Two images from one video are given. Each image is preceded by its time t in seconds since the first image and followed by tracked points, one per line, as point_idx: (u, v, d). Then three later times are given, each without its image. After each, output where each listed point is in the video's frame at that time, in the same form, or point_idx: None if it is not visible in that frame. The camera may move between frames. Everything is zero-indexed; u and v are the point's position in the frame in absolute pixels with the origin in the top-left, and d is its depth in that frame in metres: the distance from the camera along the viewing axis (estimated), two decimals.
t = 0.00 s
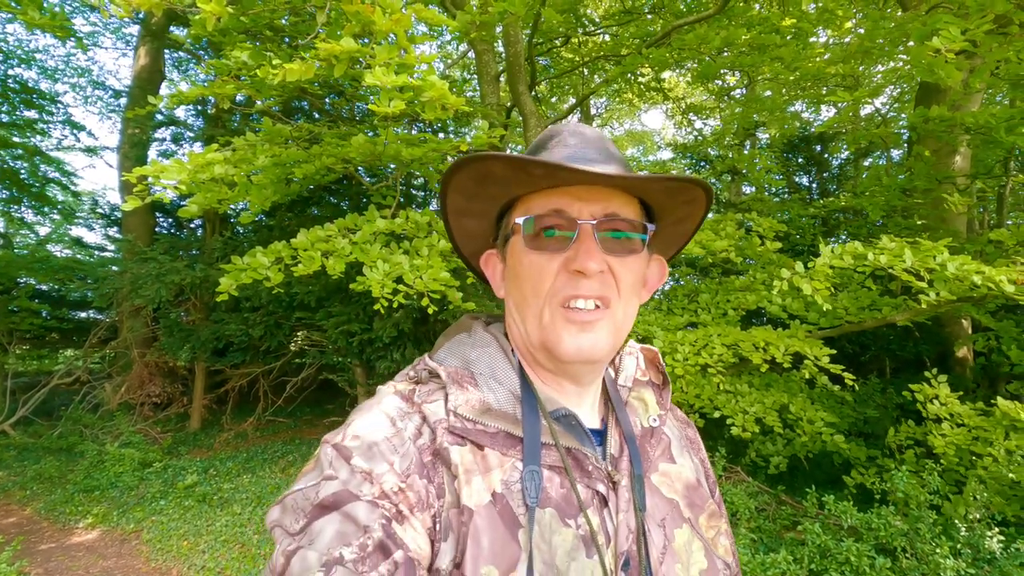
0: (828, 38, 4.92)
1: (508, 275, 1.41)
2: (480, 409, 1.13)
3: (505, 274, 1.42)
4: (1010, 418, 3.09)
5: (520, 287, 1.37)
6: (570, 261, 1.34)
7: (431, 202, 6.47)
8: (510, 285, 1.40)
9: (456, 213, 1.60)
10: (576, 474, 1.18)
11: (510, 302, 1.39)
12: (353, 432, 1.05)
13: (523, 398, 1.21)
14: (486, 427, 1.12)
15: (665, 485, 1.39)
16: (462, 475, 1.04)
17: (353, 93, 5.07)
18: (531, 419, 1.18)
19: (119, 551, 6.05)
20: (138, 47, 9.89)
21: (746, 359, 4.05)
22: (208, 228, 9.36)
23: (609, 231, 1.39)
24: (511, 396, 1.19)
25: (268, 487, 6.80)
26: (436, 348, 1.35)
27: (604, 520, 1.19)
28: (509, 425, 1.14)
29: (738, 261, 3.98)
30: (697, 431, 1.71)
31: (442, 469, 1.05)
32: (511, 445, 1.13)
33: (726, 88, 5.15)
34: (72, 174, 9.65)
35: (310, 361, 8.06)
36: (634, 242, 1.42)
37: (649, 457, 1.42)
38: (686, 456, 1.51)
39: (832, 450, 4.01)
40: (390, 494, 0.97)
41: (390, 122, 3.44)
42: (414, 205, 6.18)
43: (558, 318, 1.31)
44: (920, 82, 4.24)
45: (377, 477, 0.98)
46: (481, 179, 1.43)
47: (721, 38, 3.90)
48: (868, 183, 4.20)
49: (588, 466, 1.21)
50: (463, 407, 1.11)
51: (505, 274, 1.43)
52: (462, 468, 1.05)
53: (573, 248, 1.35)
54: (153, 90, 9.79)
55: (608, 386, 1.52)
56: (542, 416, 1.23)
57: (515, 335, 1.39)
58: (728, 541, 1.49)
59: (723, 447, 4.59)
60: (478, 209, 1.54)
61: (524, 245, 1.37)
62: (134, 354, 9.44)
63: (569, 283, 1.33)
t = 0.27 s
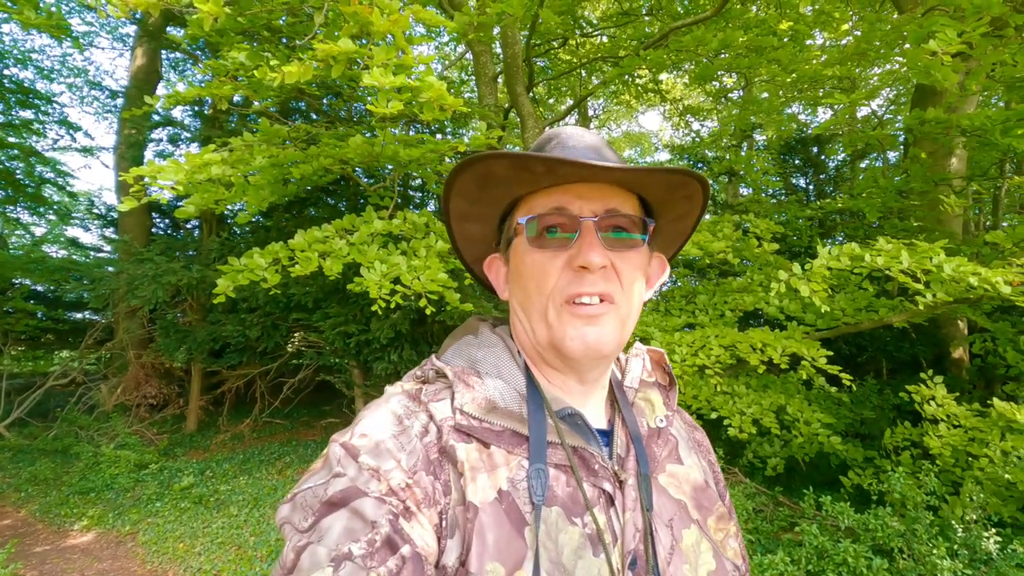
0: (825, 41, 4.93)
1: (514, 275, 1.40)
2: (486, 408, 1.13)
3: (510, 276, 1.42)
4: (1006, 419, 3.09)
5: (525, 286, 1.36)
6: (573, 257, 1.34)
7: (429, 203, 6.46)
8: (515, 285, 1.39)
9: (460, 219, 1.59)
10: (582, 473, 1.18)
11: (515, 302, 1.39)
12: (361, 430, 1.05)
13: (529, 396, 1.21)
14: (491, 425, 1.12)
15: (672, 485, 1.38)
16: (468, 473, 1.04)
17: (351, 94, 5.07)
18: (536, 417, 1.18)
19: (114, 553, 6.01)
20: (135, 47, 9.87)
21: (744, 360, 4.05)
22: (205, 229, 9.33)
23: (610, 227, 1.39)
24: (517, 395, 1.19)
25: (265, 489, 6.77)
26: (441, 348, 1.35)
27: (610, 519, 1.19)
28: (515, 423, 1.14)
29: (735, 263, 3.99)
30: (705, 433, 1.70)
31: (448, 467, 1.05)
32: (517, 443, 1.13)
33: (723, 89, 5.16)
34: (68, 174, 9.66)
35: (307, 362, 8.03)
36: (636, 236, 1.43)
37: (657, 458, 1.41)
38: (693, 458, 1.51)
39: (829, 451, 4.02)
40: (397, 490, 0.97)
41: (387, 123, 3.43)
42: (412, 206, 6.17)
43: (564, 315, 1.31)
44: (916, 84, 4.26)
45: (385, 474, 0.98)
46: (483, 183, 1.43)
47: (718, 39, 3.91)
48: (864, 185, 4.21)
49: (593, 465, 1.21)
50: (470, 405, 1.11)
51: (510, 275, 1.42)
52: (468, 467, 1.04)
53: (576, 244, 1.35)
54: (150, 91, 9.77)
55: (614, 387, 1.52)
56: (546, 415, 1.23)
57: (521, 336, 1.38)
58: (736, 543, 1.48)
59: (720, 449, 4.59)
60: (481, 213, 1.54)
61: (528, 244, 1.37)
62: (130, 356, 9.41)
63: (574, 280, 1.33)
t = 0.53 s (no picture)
0: (822, 42, 4.95)
1: (547, 277, 1.35)
2: (489, 413, 1.14)
3: (539, 278, 1.36)
4: (1002, 420, 3.11)
5: (566, 290, 1.33)
6: (618, 263, 1.34)
7: (427, 204, 6.46)
8: (550, 288, 1.34)
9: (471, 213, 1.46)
10: (586, 475, 1.19)
11: (550, 306, 1.34)
12: (365, 437, 1.05)
13: (531, 400, 1.21)
14: (494, 430, 1.12)
15: (675, 484, 1.39)
16: (472, 478, 1.04)
17: (349, 94, 5.07)
18: (539, 421, 1.19)
19: (111, 554, 6.00)
20: (133, 47, 9.85)
21: (741, 361, 4.06)
22: (202, 229, 9.31)
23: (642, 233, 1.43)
24: (519, 399, 1.19)
25: (262, 490, 6.76)
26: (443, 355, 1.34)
27: (615, 521, 1.19)
28: (518, 428, 1.15)
29: (732, 264, 4.00)
30: (708, 430, 1.71)
31: (452, 472, 1.05)
32: (520, 448, 1.13)
33: (721, 91, 5.17)
34: (65, 174, 9.63)
35: (304, 363, 8.03)
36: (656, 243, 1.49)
37: (661, 456, 1.42)
38: (696, 455, 1.51)
39: (826, 452, 4.03)
40: (402, 496, 0.98)
41: (385, 124, 3.43)
42: (410, 207, 6.17)
43: (612, 319, 1.31)
44: (912, 86, 4.28)
45: (389, 480, 0.98)
46: (523, 181, 1.34)
47: (716, 42, 3.92)
48: (861, 186, 4.22)
49: (597, 467, 1.22)
50: (472, 411, 1.12)
51: (540, 278, 1.36)
52: (472, 472, 1.05)
53: (619, 250, 1.36)
54: (148, 91, 9.75)
55: (615, 388, 1.52)
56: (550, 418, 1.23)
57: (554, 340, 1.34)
58: (741, 538, 1.49)
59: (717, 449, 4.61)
60: (497, 208, 1.43)
61: (569, 247, 1.34)
62: (127, 356, 9.38)
63: (618, 285, 1.34)
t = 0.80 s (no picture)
0: (820, 43, 4.96)
1: (567, 281, 1.33)
2: (488, 415, 1.14)
3: (557, 281, 1.34)
4: (999, 420, 3.12)
5: (587, 294, 1.32)
6: (638, 269, 1.35)
7: (426, 204, 6.46)
8: (570, 292, 1.33)
9: (488, 212, 1.39)
10: (586, 475, 1.19)
11: (569, 310, 1.33)
12: (364, 441, 1.05)
13: (530, 402, 1.21)
14: (494, 433, 1.12)
15: (674, 482, 1.39)
16: (472, 480, 1.04)
17: (347, 94, 5.06)
18: (538, 422, 1.19)
19: (108, 555, 5.98)
20: (130, 47, 9.83)
21: (739, 361, 4.07)
22: (200, 229, 9.30)
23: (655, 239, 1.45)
24: (518, 401, 1.20)
25: (260, 490, 6.75)
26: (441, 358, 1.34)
27: (616, 519, 1.19)
28: (518, 429, 1.15)
29: (730, 264, 4.00)
30: (704, 428, 1.71)
31: (453, 475, 1.05)
32: (521, 449, 1.13)
33: (719, 91, 5.17)
34: (62, 174, 9.59)
35: (303, 364, 8.02)
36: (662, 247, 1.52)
37: (659, 455, 1.42)
38: (695, 452, 1.52)
39: (824, 452, 4.04)
40: (403, 500, 0.98)
41: (384, 124, 3.43)
42: (408, 207, 6.16)
43: (630, 325, 1.32)
44: (910, 87, 4.28)
45: (390, 484, 0.98)
46: (551, 184, 1.31)
47: (714, 42, 3.92)
48: (859, 186, 4.22)
49: (597, 467, 1.22)
50: (471, 413, 1.12)
51: (560, 281, 1.34)
52: (472, 475, 1.05)
53: (638, 257, 1.37)
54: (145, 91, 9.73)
55: (613, 387, 1.52)
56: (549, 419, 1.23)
57: (570, 344, 1.33)
58: (739, 533, 1.49)
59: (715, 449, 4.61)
60: (517, 209, 1.37)
61: (591, 252, 1.34)
62: (125, 357, 9.36)
63: (635, 290, 1.35)
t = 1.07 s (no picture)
0: (818, 44, 4.97)
1: (559, 281, 1.33)
2: (488, 417, 1.14)
3: (549, 281, 1.34)
4: (997, 420, 3.12)
5: (579, 294, 1.32)
6: (629, 266, 1.36)
7: (425, 204, 6.48)
8: (562, 292, 1.33)
9: (478, 215, 1.39)
10: (586, 475, 1.19)
11: (563, 310, 1.33)
12: (364, 444, 1.05)
13: (529, 403, 1.21)
14: (494, 435, 1.12)
15: (673, 479, 1.39)
16: (473, 482, 1.04)
17: (346, 94, 5.06)
18: (537, 423, 1.19)
19: (106, 556, 5.97)
20: (128, 47, 9.81)
21: (737, 362, 4.08)
22: (199, 230, 9.29)
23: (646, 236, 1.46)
24: (518, 402, 1.20)
25: (259, 491, 6.74)
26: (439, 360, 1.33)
27: (616, 518, 1.19)
28: (518, 430, 1.15)
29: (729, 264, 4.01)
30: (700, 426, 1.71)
31: (453, 477, 1.05)
32: (521, 450, 1.13)
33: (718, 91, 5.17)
34: (60, 174, 9.57)
35: (301, 364, 8.01)
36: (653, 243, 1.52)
37: (657, 453, 1.42)
38: (691, 449, 1.52)
39: (822, 452, 4.04)
40: (404, 503, 0.97)
41: (383, 124, 3.43)
42: (407, 207, 6.16)
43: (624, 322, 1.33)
44: (909, 88, 4.29)
45: (390, 487, 0.98)
46: (540, 186, 1.30)
47: (712, 43, 3.92)
48: (857, 187, 4.22)
49: (597, 467, 1.22)
50: (472, 416, 1.12)
51: (552, 282, 1.34)
52: (473, 477, 1.05)
53: (628, 254, 1.37)
54: (144, 91, 9.71)
55: (610, 387, 1.52)
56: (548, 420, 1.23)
57: (565, 343, 1.33)
58: (737, 530, 1.50)
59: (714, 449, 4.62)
60: (507, 212, 1.37)
61: (583, 251, 1.34)
62: (123, 357, 9.34)
63: (627, 288, 1.36)
